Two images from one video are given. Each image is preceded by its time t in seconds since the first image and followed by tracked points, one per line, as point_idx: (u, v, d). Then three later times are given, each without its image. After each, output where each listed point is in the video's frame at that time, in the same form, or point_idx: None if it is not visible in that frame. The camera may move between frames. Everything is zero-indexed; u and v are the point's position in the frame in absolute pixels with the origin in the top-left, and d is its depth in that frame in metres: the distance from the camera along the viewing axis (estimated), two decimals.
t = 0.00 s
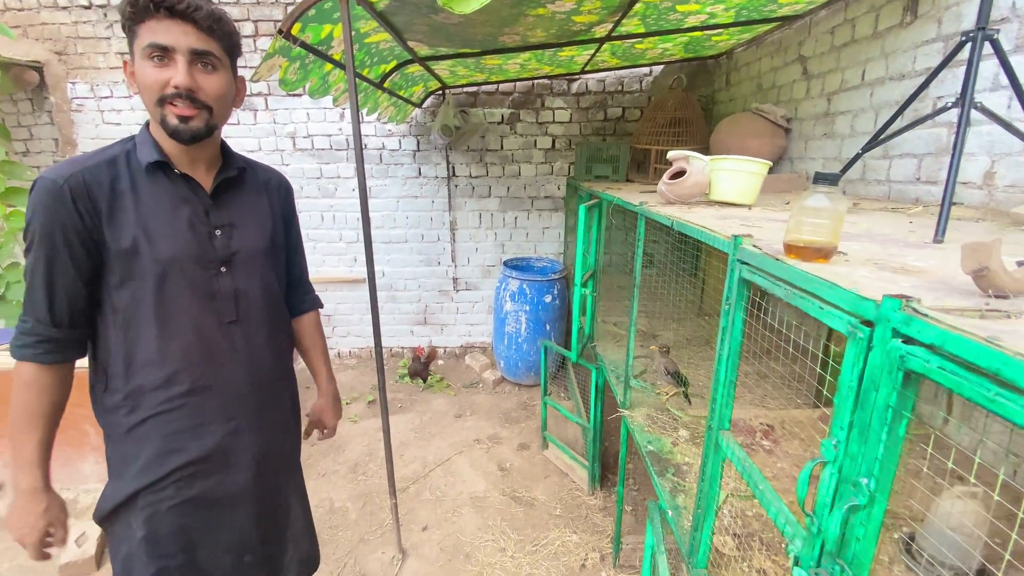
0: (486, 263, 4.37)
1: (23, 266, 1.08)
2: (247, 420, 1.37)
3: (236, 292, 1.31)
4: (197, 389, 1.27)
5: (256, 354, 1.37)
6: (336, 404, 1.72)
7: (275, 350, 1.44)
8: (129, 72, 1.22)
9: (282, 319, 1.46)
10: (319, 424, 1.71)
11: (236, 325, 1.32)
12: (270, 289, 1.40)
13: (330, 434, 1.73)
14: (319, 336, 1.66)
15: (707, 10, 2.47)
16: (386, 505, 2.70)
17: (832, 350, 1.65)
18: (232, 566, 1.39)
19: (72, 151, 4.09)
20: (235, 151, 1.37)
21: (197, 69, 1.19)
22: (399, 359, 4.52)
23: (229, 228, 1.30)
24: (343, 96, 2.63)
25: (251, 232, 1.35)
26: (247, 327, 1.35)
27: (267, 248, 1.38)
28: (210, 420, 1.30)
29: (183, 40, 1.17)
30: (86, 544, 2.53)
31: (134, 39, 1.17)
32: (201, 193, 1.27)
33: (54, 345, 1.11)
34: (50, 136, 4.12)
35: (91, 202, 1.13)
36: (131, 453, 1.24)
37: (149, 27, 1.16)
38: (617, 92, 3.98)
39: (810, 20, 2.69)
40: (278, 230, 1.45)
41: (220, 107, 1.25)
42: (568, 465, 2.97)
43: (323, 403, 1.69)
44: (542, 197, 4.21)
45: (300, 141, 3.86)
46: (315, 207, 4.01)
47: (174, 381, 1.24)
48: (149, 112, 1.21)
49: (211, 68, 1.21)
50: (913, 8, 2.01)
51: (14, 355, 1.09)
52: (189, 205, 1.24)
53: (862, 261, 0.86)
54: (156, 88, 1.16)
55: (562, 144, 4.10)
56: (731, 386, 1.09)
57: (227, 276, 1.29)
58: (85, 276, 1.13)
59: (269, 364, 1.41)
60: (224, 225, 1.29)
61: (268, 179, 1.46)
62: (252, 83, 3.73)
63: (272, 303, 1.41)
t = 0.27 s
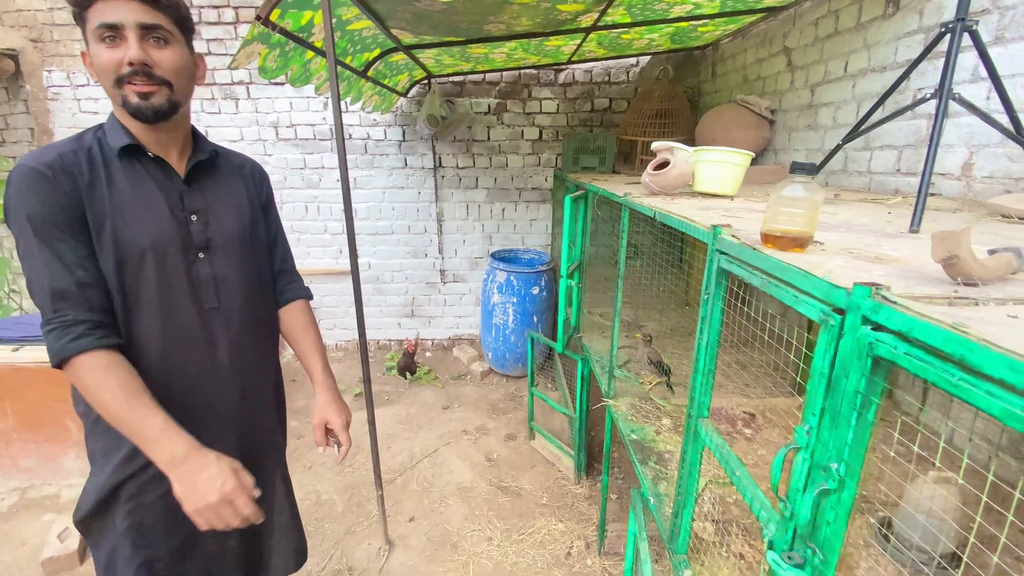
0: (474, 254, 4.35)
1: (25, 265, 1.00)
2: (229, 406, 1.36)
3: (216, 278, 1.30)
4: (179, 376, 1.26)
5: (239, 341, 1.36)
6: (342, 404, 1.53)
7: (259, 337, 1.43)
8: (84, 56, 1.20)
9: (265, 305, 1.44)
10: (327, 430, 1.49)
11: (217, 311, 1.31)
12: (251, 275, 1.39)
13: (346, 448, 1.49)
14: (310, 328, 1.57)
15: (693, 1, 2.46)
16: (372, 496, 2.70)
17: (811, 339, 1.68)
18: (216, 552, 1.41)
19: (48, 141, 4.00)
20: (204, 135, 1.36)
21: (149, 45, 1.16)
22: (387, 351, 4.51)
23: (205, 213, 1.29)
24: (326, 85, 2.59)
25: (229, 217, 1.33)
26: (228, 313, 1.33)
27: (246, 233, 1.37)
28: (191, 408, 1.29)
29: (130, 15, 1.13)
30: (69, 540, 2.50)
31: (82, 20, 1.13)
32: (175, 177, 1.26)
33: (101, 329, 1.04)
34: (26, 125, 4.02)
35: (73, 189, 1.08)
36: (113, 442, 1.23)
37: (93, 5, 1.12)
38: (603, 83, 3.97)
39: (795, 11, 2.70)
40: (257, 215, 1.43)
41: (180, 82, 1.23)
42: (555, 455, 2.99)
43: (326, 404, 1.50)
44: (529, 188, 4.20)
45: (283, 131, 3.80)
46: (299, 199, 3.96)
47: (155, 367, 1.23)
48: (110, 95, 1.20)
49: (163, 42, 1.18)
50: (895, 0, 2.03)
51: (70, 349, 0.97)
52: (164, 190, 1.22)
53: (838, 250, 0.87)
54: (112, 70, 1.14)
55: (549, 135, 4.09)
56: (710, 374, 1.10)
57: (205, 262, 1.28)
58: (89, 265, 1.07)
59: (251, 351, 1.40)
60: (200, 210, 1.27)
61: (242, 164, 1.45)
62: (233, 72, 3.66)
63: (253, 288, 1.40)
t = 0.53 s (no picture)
0: (464, 245, 4.32)
1: (13, 262, 0.97)
2: (219, 397, 1.35)
3: (204, 267, 1.27)
4: (169, 367, 1.23)
5: (227, 330, 1.34)
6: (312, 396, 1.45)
7: (245, 326, 1.41)
8: (56, 40, 1.15)
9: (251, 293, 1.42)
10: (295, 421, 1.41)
11: (206, 300, 1.28)
12: (236, 262, 1.36)
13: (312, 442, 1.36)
14: (284, 316, 1.55)
15: None
16: (362, 488, 2.69)
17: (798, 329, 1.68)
18: (203, 541, 1.40)
19: (27, 128, 3.90)
20: (182, 122, 1.32)
21: (126, 29, 1.12)
22: (377, 342, 4.48)
23: (190, 201, 1.26)
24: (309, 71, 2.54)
25: (213, 204, 1.30)
26: (217, 302, 1.31)
27: (230, 221, 1.34)
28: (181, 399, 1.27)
29: None
30: (54, 533, 2.47)
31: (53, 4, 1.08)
32: (157, 164, 1.23)
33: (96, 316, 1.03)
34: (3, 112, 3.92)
35: (54, 176, 1.04)
36: (101, 435, 1.21)
37: None
38: (594, 71, 3.93)
39: None
40: (237, 203, 1.41)
41: (158, 66, 1.19)
42: (545, 445, 2.99)
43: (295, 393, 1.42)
44: (520, 178, 4.17)
45: (268, 119, 3.73)
46: (286, 188, 3.90)
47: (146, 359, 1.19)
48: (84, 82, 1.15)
49: (140, 26, 1.14)
50: None
51: (69, 340, 0.96)
52: (148, 177, 1.19)
53: (825, 237, 0.86)
54: (90, 56, 1.10)
55: (540, 124, 4.05)
56: (695, 363, 1.09)
57: (193, 250, 1.25)
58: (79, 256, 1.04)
59: (238, 341, 1.39)
60: (185, 197, 1.25)
61: (220, 151, 1.41)
62: (216, 58, 3.58)
63: (239, 277, 1.38)
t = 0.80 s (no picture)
0: (456, 235, 4.25)
1: None
2: (199, 395, 1.27)
3: (180, 257, 1.20)
4: (146, 364, 1.16)
5: (204, 324, 1.27)
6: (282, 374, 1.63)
7: (222, 321, 1.34)
8: (18, 17, 1.07)
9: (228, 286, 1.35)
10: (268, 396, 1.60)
11: (182, 293, 1.21)
12: (213, 253, 1.29)
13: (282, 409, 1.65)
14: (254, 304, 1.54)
15: None
16: (349, 483, 2.64)
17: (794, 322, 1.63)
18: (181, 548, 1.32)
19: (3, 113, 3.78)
20: (151, 104, 1.23)
21: (96, 5, 1.05)
22: (367, 334, 4.42)
23: (162, 187, 1.18)
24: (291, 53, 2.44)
25: (188, 191, 1.23)
26: (194, 295, 1.23)
27: (205, 209, 1.27)
28: (158, 398, 1.19)
29: None
30: (33, 530, 2.41)
31: None
32: (127, 148, 1.14)
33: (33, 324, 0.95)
34: None
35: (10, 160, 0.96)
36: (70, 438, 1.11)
37: None
38: (588, 57, 3.84)
39: None
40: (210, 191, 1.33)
41: (129, 45, 1.11)
42: (536, 438, 2.94)
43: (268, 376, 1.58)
44: (512, 166, 4.08)
45: (253, 105, 3.62)
46: (273, 176, 3.81)
47: (118, 356, 1.11)
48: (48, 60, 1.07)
49: (111, 2, 1.07)
50: None
51: None
52: (117, 161, 1.11)
53: (828, 225, 0.80)
54: (56, 32, 1.03)
55: (533, 111, 3.96)
56: (688, 359, 1.03)
57: (167, 239, 1.17)
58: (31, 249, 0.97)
59: (216, 336, 1.31)
60: (157, 183, 1.17)
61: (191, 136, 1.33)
62: (197, 41, 3.46)
63: (215, 269, 1.30)
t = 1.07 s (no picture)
0: (451, 225, 4.14)
1: None
2: (169, 397, 1.17)
3: (139, 250, 1.10)
4: (105, 366, 1.06)
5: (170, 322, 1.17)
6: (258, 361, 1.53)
7: (191, 318, 1.24)
8: None
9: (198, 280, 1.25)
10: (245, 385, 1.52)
11: (144, 288, 1.11)
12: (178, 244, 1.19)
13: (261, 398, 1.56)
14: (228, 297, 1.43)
15: None
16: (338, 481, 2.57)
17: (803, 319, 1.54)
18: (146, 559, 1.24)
19: None
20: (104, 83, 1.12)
21: None
22: (361, 326, 4.33)
23: (117, 173, 1.08)
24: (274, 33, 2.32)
25: (146, 178, 1.13)
26: (157, 290, 1.13)
27: (167, 196, 1.17)
28: (123, 401, 1.09)
29: None
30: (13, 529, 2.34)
31: None
32: (76, 131, 1.03)
33: None
34: None
35: None
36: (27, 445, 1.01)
37: None
38: (588, 40, 3.71)
39: None
40: (173, 178, 1.23)
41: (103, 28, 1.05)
42: (532, 435, 2.86)
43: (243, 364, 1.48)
44: (509, 154, 3.97)
45: (240, 89, 3.50)
46: (262, 164, 3.69)
47: (73, 360, 1.02)
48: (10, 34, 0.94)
49: None
50: None
51: None
52: (63, 145, 1.01)
53: (852, 218, 0.70)
54: (40, 12, 0.93)
55: (530, 97, 3.83)
56: (691, 364, 0.94)
57: (123, 230, 1.07)
58: None
59: (185, 332, 1.22)
60: (110, 169, 1.07)
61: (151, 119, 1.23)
62: (182, 22, 3.34)
63: (181, 260, 1.21)
